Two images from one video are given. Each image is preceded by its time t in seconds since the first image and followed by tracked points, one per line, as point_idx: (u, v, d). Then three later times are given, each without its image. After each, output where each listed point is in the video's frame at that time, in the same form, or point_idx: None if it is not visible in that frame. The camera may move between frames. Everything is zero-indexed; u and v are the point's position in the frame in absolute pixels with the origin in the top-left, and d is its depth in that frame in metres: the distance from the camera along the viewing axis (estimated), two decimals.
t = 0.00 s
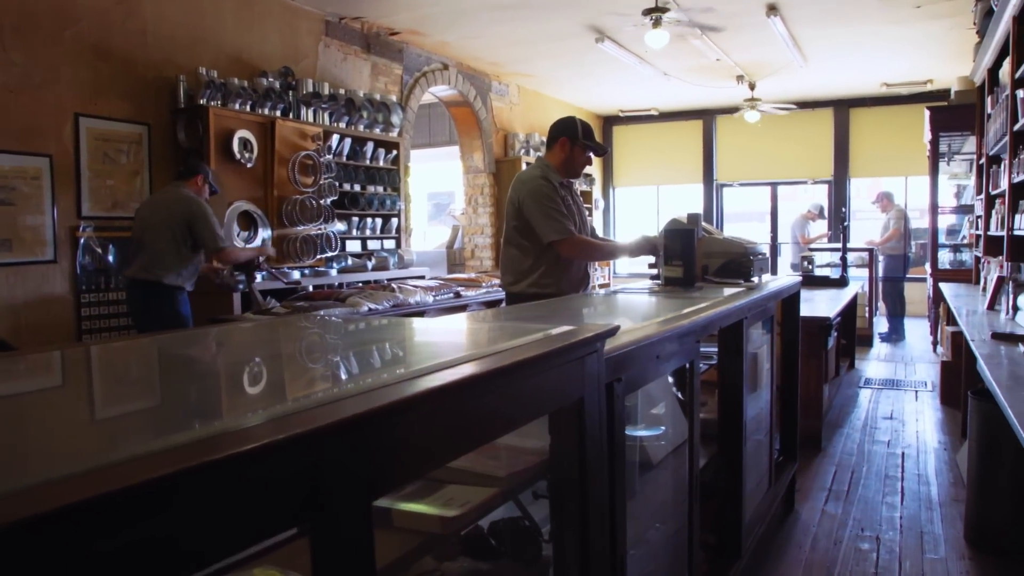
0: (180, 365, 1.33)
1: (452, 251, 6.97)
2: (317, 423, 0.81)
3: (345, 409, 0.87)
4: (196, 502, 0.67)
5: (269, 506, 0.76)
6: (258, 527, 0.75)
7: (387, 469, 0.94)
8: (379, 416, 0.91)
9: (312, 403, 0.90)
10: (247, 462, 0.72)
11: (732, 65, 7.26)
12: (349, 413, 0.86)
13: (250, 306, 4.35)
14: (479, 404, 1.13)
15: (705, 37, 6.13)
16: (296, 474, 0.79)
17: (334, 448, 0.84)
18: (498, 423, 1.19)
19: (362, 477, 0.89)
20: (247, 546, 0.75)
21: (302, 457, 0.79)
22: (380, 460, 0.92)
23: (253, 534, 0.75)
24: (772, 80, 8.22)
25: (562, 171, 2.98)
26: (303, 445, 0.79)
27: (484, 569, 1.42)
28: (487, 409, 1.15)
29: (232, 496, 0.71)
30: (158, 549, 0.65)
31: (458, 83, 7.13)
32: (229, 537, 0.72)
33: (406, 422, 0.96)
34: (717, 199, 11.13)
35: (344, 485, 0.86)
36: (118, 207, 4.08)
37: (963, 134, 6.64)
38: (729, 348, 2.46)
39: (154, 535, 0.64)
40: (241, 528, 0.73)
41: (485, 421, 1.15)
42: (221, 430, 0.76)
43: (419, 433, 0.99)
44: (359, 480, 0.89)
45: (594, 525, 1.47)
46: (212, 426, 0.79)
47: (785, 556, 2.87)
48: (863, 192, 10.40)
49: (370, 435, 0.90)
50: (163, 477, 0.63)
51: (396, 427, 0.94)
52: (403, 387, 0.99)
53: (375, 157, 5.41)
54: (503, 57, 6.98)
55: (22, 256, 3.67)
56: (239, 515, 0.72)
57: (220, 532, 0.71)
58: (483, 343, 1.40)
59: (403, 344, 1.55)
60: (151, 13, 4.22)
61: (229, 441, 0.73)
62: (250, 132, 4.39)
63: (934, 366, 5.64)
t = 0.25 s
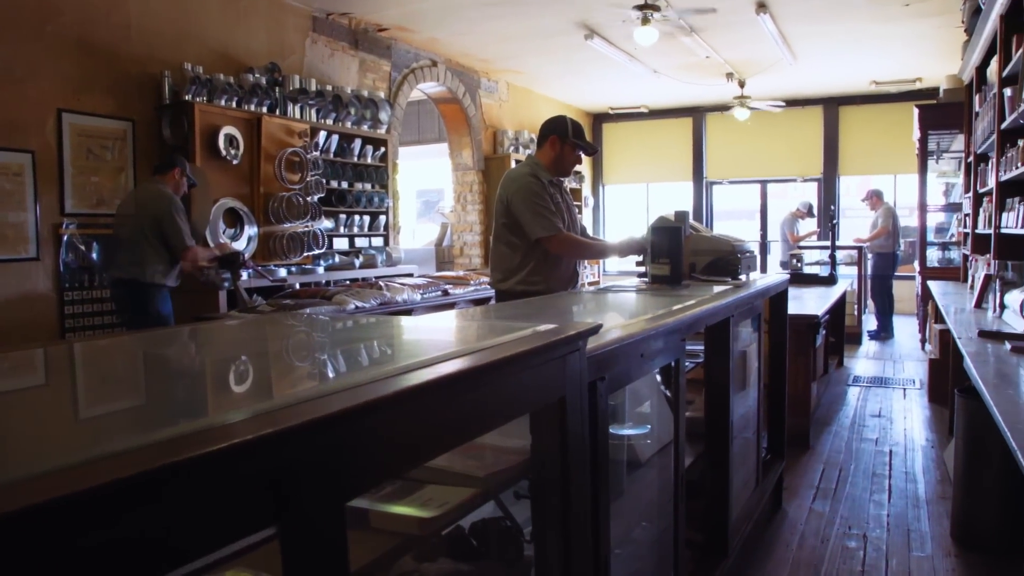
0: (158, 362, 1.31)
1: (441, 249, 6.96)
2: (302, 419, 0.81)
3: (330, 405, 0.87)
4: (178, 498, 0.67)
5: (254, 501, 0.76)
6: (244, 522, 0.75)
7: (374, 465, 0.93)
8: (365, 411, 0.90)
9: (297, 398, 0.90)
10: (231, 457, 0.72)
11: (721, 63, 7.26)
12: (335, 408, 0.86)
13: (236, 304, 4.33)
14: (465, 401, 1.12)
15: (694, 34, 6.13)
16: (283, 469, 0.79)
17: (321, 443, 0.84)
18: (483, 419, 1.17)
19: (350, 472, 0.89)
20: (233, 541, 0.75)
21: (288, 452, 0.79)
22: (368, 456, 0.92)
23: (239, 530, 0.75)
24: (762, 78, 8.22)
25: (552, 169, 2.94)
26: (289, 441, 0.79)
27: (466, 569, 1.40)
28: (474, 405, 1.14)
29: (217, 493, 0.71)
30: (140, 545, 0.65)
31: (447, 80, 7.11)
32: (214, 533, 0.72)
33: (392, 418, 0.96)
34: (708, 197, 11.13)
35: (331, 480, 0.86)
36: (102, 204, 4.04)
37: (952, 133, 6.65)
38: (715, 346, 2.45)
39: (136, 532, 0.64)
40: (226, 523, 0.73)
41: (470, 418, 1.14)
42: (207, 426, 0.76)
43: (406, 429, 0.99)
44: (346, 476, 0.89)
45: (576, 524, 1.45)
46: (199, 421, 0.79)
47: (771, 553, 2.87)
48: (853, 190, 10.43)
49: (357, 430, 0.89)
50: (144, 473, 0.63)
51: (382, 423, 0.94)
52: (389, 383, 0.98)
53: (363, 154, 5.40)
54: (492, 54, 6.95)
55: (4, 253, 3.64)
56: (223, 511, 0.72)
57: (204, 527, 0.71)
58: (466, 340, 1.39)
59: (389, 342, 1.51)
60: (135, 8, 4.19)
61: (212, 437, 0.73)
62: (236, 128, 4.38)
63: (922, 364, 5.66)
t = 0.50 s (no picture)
0: (139, 360, 1.31)
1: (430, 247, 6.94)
2: (290, 413, 0.82)
3: (317, 401, 0.87)
4: (167, 489, 0.69)
5: (244, 493, 0.77)
6: (234, 513, 0.77)
7: (364, 458, 0.95)
8: (354, 405, 0.91)
9: (285, 394, 0.91)
10: (218, 451, 0.73)
11: (710, 61, 7.26)
12: (323, 403, 0.87)
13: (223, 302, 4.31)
14: (451, 397, 1.13)
15: (683, 32, 6.12)
16: (271, 463, 0.80)
17: (309, 437, 0.85)
18: (467, 416, 1.18)
19: (338, 467, 0.90)
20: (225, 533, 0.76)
21: (275, 447, 0.80)
22: (356, 450, 0.93)
23: (227, 523, 0.76)
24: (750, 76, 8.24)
25: (540, 168, 2.94)
26: (276, 435, 0.80)
27: (446, 570, 1.40)
28: (460, 401, 1.15)
29: (204, 484, 0.72)
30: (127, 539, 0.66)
31: (436, 77, 7.09)
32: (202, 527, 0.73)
33: (379, 413, 0.97)
34: (697, 195, 11.14)
35: (321, 474, 0.88)
36: (87, 202, 4.01)
37: (939, 131, 6.68)
38: (701, 344, 2.45)
39: (122, 526, 0.65)
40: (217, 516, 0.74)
41: (455, 414, 1.14)
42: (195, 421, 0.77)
43: (391, 425, 0.99)
44: (334, 470, 0.90)
45: (558, 524, 1.44)
46: (189, 416, 0.80)
47: (757, 551, 2.87)
48: (841, 188, 10.46)
49: (345, 425, 0.90)
50: (131, 467, 0.64)
51: (369, 418, 0.95)
52: (375, 379, 0.99)
53: (351, 151, 5.39)
54: (481, 51, 6.94)
55: None
56: (213, 504, 0.74)
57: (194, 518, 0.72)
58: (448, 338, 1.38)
59: (378, 340, 1.47)
60: (120, 4, 4.16)
61: (199, 432, 0.73)
62: (222, 125, 4.37)
63: (909, 361, 5.68)
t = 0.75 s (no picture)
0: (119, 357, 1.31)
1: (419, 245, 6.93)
2: (278, 408, 0.83)
3: (304, 396, 0.88)
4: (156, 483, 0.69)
5: (231, 487, 0.78)
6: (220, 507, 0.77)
7: (352, 453, 0.96)
8: (342, 401, 0.92)
9: (272, 390, 0.91)
10: (208, 446, 0.74)
11: (699, 59, 7.27)
12: (312, 398, 0.88)
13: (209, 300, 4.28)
14: (435, 394, 1.13)
15: (672, 30, 6.13)
16: (260, 457, 0.81)
17: (297, 432, 0.86)
18: (450, 414, 1.18)
19: (326, 462, 0.91)
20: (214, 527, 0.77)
21: (263, 441, 0.81)
22: (343, 445, 0.94)
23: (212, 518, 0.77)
24: (739, 74, 8.26)
25: (528, 166, 2.92)
26: (264, 430, 0.81)
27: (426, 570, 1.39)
28: (446, 398, 1.16)
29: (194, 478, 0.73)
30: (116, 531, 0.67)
31: (424, 74, 7.08)
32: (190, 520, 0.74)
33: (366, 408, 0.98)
34: (687, 193, 11.17)
35: (309, 468, 0.89)
36: (72, 200, 4.00)
37: (927, 129, 6.71)
38: (688, 342, 2.45)
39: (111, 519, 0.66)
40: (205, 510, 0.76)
41: (440, 412, 1.15)
42: (185, 415, 0.78)
43: (377, 420, 1.00)
44: (322, 465, 0.91)
45: (540, 523, 1.43)
46: (178, 410, 0.81)
47: (744, 549, 2.88)
48: (829, 186, 10.50)
49: (331, 421, 0.91)
50: (119, 461, 0.65)
51: (356, 414, 0.96)
52: (362, 375, 1.00)
53: (339, 149, 5.39)
54: (470, 49, 6.93)
55: None
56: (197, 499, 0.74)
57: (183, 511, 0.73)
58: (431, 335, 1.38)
59: (367, 338, 1.45)
60: None
61: (187, 426, 0.74)
62: (209, 123, 4.36)
63: (896, 358, 5.71)
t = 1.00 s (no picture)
0: (98, 352, 1.32)
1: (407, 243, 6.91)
2: (264, 403, 0.84)
3: (291, 392, 0.89)
4: (142, 478, 0.71)
5: (219, 483, 0.80)
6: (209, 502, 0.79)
7: (339, 448, 0.97)
8: (328, 395, 0.94)
9: (259, 386, 0.92)
10: (194, 441, 0.75)
11: (687, 56, 7.28)
12: (298, 393, 0.89)
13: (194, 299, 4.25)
14: (419, 391, 1.14)
15: (660, 27, 6.12)
16: (247, 452, 0.83)
17: (283, 427, 0.87)
18: (433, 412, 1.18)
19: (313, 456, 0.93)
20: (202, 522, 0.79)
21: (249, 436, 0.83)
22: (329, 439, 0.95)
23: (200, 515, 0.78)
24: (726, 72, 8.30)
25: (513, 163, 2.90)
26: (251, 425, 0.82)
27: (407, 571, 1.39)
28: (432, 394, 1.17)
29: (179, 473, 0.75)
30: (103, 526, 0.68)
31: (412, 72, 7.09)
32: (178, 515, 0.76)
33: (352, 404, 0.99)
34: (675, 191, 11.20)
35: (296, 463, 0.90)
36: (56, 198, 4.00)
37: (914, 127, 6.74)
38: (673, 339, 2.46)
39: (100, 515, 0.67)
40: (192, 505, 0.77)
41: (423, 410, 1.15)
42: (170, 411, 0.79)
43: (364, 414, 1.01)
44: (310, 460, 0.92)
45: (522, 523, 1.42)
46: (165, 407, 0.82)
47: (730, 547, 2.88)
48: (817, 183, 10.54)
49: (318, 416, 0.93)
50: (104, 457, 0.66)
51: (343, 409, 0.97)
52: (349, 371, 1.01)
53: (326, 146, 5.38)
54: (457, 46, 6.93)
55: None
56: (184, 495, 0.76)
57: (170, 507, 0.74)
58: (410, 334, 1.37)
59: (356, 336, 1.43)
60: None
61: (173, 421, 0.76)
62: (195, 120, 4.36)
63: (883, 355, 5.74)
